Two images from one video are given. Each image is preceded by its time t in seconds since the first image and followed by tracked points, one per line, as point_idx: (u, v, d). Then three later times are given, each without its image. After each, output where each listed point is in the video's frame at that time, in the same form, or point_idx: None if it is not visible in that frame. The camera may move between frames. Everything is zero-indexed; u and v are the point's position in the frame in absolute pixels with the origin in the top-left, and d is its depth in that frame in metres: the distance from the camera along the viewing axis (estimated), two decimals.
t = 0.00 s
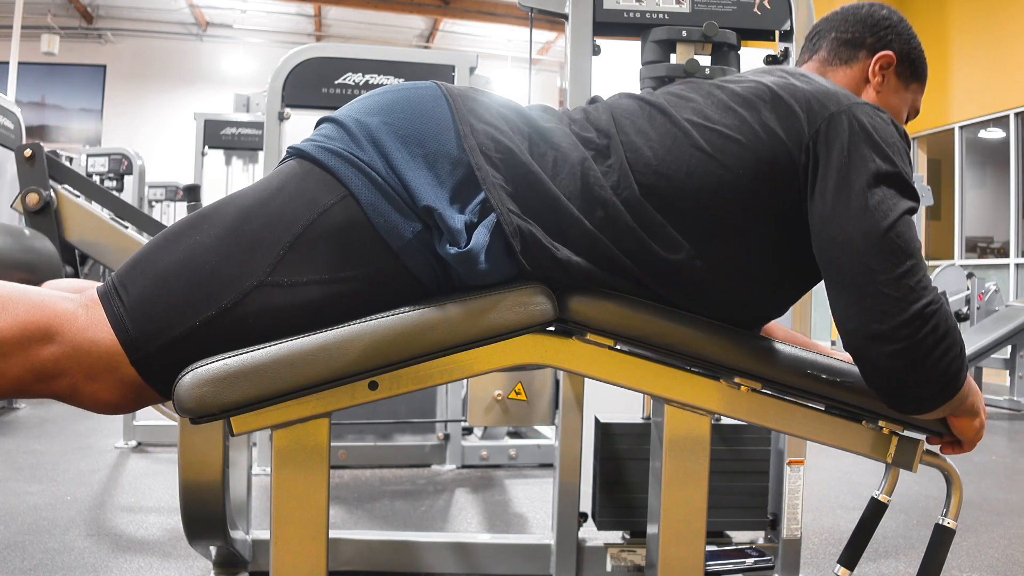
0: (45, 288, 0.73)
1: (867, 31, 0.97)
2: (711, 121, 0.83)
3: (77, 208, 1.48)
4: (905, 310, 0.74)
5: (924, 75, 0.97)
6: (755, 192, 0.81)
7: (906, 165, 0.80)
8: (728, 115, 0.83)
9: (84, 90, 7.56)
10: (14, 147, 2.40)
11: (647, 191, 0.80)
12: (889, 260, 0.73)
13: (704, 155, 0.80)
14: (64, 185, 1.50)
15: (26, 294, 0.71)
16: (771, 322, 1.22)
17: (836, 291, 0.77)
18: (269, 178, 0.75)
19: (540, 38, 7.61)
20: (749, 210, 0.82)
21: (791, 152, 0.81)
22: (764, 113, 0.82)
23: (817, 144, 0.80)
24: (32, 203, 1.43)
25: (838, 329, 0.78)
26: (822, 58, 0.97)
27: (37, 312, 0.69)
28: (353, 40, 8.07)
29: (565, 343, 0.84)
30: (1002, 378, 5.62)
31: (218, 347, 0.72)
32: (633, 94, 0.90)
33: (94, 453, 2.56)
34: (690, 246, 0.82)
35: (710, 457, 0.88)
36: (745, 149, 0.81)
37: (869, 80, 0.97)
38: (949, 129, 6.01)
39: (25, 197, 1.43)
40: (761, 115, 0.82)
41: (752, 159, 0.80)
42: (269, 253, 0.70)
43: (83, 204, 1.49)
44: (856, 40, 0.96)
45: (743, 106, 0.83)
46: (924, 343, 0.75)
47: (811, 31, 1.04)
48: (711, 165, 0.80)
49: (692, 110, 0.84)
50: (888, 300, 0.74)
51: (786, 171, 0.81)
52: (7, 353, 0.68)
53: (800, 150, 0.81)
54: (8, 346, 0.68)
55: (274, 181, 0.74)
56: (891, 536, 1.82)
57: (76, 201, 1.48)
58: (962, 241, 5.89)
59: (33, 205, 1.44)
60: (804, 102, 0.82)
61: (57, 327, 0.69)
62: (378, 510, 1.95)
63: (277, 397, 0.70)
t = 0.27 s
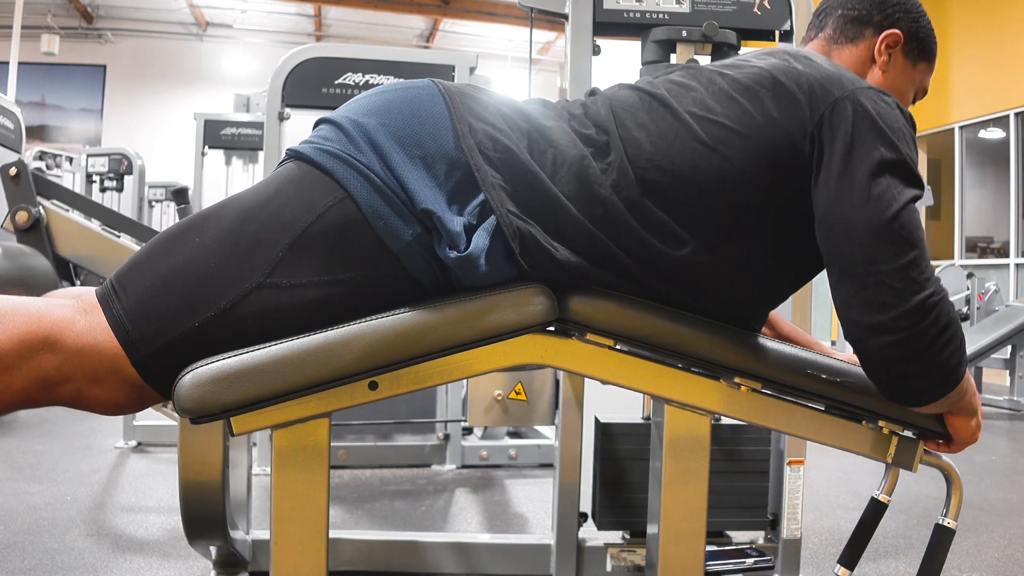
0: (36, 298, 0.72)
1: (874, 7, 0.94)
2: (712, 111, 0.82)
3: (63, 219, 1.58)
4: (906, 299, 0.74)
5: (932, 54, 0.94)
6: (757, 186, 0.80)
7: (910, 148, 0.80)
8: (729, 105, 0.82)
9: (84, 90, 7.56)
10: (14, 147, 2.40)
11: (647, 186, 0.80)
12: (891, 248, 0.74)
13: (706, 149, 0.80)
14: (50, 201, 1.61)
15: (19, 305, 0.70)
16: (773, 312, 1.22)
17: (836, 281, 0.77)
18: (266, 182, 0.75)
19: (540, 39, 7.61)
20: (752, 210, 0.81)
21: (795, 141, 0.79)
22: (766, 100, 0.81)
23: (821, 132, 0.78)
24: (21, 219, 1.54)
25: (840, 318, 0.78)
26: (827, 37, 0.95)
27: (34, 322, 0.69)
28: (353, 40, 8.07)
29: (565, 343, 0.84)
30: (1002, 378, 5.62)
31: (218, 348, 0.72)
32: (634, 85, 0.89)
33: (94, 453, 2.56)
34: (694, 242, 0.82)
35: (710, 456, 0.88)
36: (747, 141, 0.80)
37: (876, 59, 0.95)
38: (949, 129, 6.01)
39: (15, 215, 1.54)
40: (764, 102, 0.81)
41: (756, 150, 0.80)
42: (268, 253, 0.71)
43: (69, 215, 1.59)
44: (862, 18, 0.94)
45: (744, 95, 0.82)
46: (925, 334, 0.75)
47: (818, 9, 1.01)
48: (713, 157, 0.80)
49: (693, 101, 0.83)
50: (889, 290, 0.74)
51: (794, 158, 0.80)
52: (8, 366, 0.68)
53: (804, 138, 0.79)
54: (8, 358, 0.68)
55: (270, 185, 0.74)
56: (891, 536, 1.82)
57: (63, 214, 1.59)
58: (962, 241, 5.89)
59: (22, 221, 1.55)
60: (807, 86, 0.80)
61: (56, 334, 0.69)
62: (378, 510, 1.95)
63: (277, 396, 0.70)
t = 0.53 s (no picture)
0: (35, 302, 0.72)
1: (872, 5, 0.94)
2: (734, 109, 0.80)
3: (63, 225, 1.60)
4: (920, 288, 0.75)
5: (928, 51, 0.95)
6: (775, 182, 0.80)
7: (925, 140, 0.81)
8: (749, 100, 0.81)
9: (84, 91, 7.56)
10: (14, 147, 2.40)
11: (663, 181, 0.79)
12: (909, 236, 0.74)
13: (726, 145, 0.79)
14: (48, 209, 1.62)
15: (18, 310, 0.70)
16: (773, 311, 1.21)
17: (851, 270, 0.77)
18: (266, 184, 0.74)
19: (540, 39, 7.61)
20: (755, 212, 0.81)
21: (818, 134, 0.79)
22: (788, 95, 0.80)
23: (844, 127, 0.78)
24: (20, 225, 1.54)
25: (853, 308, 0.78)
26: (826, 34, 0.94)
27: (33, 326, 0.69)
28: (353, 40, 8.07)
29: (565, 344, 0.84)
30: (1002, 377, 5.62)
31: (218, 348, 0.72)
32: (646, 85, 0.87)
33: (94, 453, 2.56)
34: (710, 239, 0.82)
35: (710, 457, 0.88)
36: (773, 137, 0.79)
37: (874, 56, 0.95)
38: (949, 129, 6.01)
39: (13, 222, 1.53)
40: (786, 97, 0.80)
41: (777, 146, 0.79)
42: (266, 257, 0.70)
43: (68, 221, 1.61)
44: (861, 15, 0.94)
45: (764, 90, 0.81)
46: (939, 322, 0.76)
47: (813, 6, 1.01)
48: (733, 155, 0.79)
49: (711, 99, 0.82)
50: (906, 277, 0.74)
51: (815, 151, 0.79)
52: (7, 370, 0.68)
53: (826, 132, 0.79)
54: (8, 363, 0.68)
55: (270, 187, 0.74)
56: (891, 536, 1.82)
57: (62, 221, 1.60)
58: (962, 241, 5.89)
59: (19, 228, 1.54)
60: (826, 82, 0.80)
61: (56, 338, 0.69)
62: (378, 510, 1.95)
63: (277, 397, 0.70)
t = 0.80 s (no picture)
0: (42, 293, 0.73)
1: (878, 41, 0.94)
2: (726, 134, 0.81)
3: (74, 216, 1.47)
4: (908, 315, 0.73)
5: (934, 89, 0.95)
6: (765, 204, 0.81)
7: (917, 173, 0.80)
8: (742, 128, 0.82)
9: (84, 91, 7.56)
10: (14, 147, 2.40)
11: (653, 199, 0.79)
12: (894, 264, 0.73)
13: (716, 166, 0.80)
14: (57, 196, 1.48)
15: (24, 299, 0.71)
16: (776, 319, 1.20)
17: (840, 297, 0.76)
18: (270, 180, 0.74)
19: (540, 38, 7.61)
20: (756, 223, 0.82)
21: (805, 163, 0.79)
22: (778, 125, 0.81)
23: (832, 155, 0.78)
24: (26, 212, 1.41)
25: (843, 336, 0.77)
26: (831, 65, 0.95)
27: (36, 316, 0.69)
28: (354, 40, 8.07)
29: (565, 344, 0.84)
30: (1002, 377, 5.62)
31: (217, 348, 0.72)
32: (648, 106, 0.89)
33: (94, 453, 2.56)
34: (699, 257, 0.82)
35: (710, 457, 0.88)
36: (761, 161, 0.80)
37: (879, 91, 0.94)
38: (949, 129, 6.01)
39: (20, 208, 1.41)
40: (775, 125, 0.81)
41: (766, 170, 0.80)
42: (267, 258, 0.70)
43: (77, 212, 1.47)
44: (866, 49, 0.94)
45: (757, 118, 0.82)
46: (930, 346, 0.74)
47: (822, 40, 1.02)
48: (722, 177, 0.79)
49: (706, 123, 0.83)
50: (894, 303, 0.73)
51: (804, 180, 0.80)
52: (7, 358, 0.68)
53: (815, 160, 0.79)
54: (9, 351, 0.68)
55: (275, 183, 0.73)
56: (891, 536, 1.82)
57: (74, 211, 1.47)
58: (962, 241, 5.89)
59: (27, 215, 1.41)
60: (816, 110, 0.80)
61: (58, 329, 0.70)
62: (378, 510, 1.95)
63: (277, 397, 0.70)
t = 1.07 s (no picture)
0: (51, 289, 0.73)
1: (866, 63, 1.00)
2: (713, 129, 0.84)
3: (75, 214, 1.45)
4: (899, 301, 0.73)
5: (922, 108, 0.99)
6: (756, 193, 0.82)
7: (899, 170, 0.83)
8: (730, 124, 0.85)
9: (84, 91, 7.56)
10: (14, 147, 2.40)
11: (648, 192, 0.81)
12: (883, 251, 0.74)
13: (708, 158, 0.82)
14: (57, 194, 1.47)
15: (33, 294, 0.71)
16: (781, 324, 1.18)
17: (832, 288, 0.77)
18: (274, 175, 0.75)
19: (540, 39, 7.62)
20: (753, 212, 0.83)
21: (790, 158, 0.82)
22: (764, 123, 0.84)
23: (813, 150, 0.82)
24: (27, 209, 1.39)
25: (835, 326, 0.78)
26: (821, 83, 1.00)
27: (44, 309, 0.70)
28: (353, 39, 8.07)
29: (565, 344, 0.84)
30: (1002, 378, 5.62)
31: (217, 347, 0.71)
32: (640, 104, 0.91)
33: (94, 453, 2.56)
34: (691, 249, 0.84)
35: (710, 457, 0.88)
36: (747, 154, 0.82)
37: (866, 109, 0.99)
38: (949, 129, 6.01)
39: (20, 206, 1.39)
40: (762, 123, 0.84)
41: (755, 163, 0.82)
42: (274, 251, 0.71)
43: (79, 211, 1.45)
44: (855, 70, 0.99)
45: (744, 118, 0.86)
46: (920, 332, 0.74)
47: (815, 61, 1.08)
48: (713, 166, 0.81)
49: (695, 118, 0.86)
50: (883, 290, 0.73)
51: (790, 175, 0.82)
52: (15, 352, 0.68)
53: (799, 155, 0.82)
54: (16, 344, 0.68)
55: (280, 177, 0.74)
56: (891, 536, 1.82)
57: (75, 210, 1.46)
58: (962, 241, 5.89)
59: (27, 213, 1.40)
60: (800, 110, 0.84)
61: (65, 323, 0.70)
62: (378, 510, 1.95)
63: (276, 397, 0.70)
